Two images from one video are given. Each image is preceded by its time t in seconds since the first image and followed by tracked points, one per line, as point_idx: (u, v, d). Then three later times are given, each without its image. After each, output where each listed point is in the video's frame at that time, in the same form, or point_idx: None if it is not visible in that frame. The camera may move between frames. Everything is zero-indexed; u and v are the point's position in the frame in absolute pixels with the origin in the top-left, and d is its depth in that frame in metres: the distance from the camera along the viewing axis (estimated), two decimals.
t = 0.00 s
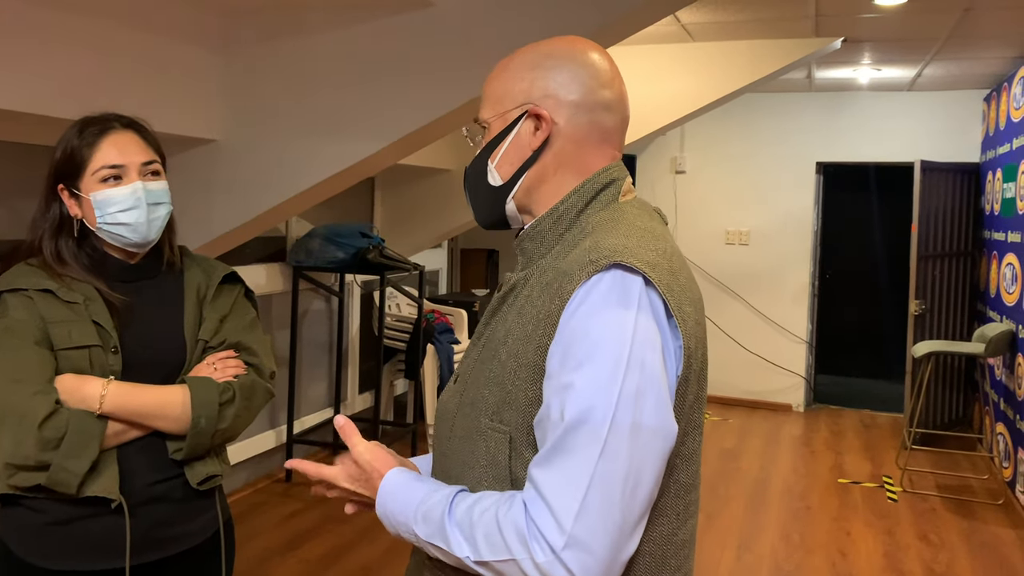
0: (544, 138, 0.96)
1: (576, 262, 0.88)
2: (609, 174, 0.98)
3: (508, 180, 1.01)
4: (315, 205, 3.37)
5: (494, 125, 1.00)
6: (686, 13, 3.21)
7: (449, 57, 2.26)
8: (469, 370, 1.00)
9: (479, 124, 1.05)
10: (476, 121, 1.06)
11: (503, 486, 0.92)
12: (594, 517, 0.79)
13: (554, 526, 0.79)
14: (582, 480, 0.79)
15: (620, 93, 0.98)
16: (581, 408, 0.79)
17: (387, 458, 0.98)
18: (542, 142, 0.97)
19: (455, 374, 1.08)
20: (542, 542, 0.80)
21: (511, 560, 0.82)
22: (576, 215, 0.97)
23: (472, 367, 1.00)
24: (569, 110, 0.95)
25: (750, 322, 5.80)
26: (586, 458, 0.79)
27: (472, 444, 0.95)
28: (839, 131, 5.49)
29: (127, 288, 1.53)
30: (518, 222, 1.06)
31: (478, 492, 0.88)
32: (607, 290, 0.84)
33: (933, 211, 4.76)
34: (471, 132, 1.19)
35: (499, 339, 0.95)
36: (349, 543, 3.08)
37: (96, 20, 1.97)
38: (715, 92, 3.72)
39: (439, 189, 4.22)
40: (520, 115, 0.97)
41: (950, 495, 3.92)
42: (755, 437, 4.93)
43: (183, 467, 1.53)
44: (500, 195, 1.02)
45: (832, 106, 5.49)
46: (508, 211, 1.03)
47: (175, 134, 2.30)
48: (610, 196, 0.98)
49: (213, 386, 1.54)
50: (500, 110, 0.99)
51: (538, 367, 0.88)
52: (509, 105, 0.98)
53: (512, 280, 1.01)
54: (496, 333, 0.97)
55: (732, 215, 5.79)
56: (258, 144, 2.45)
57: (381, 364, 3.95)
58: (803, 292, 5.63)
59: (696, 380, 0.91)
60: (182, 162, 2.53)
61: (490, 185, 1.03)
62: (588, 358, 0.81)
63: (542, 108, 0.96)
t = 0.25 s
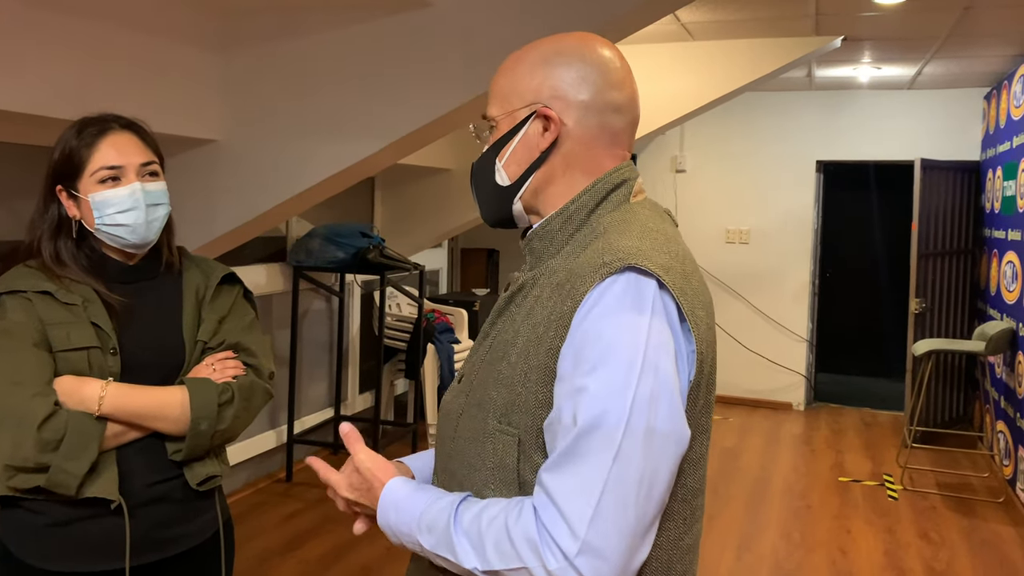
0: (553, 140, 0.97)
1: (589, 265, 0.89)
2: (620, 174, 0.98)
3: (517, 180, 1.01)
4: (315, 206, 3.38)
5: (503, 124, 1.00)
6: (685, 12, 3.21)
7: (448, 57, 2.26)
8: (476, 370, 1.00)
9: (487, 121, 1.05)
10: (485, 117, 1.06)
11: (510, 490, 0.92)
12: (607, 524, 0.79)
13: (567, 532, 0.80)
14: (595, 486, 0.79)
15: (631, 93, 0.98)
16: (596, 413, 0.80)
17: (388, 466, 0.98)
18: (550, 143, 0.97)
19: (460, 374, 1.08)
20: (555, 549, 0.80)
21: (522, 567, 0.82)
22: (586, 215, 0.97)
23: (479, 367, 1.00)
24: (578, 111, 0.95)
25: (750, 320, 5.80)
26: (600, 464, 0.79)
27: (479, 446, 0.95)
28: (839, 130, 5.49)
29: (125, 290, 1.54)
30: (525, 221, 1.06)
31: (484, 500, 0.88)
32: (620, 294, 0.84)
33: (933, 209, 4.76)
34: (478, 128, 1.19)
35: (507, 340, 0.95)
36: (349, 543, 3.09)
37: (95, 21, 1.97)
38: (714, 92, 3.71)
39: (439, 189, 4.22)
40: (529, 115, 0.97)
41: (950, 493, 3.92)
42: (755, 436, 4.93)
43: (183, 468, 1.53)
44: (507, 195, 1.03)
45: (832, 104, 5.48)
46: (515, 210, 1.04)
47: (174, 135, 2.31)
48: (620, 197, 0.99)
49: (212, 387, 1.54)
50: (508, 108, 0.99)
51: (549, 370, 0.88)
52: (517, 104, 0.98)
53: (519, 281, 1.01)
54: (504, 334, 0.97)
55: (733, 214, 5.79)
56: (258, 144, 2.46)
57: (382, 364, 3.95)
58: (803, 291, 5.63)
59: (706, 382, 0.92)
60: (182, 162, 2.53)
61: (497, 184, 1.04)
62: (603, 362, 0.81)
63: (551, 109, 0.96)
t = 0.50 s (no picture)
0: (561, 139, 0.97)
1: (598, 269, 0.88)
2: (626, 177, 0.98)
3: (522, 179, 1.01)
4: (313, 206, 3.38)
5: (509, 121, 1.00)
6: (682, 12, 3.21)
7: (445, 58, 2.26)
8: (480, 375, 1.00)
9: (492, 118, 1.05)
10: (490, 115, 1.06)
11: (517, 495, 0.92)
12: (621, 533, 0.79)
13: (581, 541, 0.80)
14: (610, 495, 0.79)
15: (639, 93, 0.98)
16: (610, 420, 0.80)
17: (392, 478, 0.98)
18: (558, 142, 0.97)
19: (462, 377, 1.07)
20: (568, 558, 0.80)
21: None
22: (592, 217, 0.97)
23: (483, 371, 0.99)
24: (586, 111, 0.95)
25: (748, 320, 5.80)
26: (615, 472, 0.79)
27: (484, 450, 0.95)
28: (837, 129, 5.49)
29: (121, 292, 1.53)
30: (530, 220, 1.06)
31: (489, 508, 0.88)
32: (633, 299, 0.84)
33: (930, 208, 4.76)
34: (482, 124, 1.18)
35: (513, 343, 0.95)
36: (347, 544, 3.09)
37: (93, 22, 1.97)
38: (711, 91, 3.71)
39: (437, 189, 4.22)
40: (538, 114, 0.97)
41: (948, 492, 3.92)
42: (753, 435, 4.93)
43: (180, 470, 1.53)
44: (513, 193, 1.02)
45: (830, 104, 5.49)
46: (520, 208, 1.03)
47: (172, 136, 2.30)
48: (627, 199, 0.99)
49: (209, 390, 1.55)
50: (515, 106, 0.99)
51: (559, 375, 0.87)
52: (525, 102, 0.98)
53: (524, 284, 1.00)
54: (508, 337, 0.97)
55: (731, 213, 5.79)
56: (256, 145, 2.46)
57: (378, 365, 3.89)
58: (801, 290, 5.64)
59: (713, 386, 0.93)
60: (179, 163, 2.53)
61: (502, 182, 1.04)
62: (617, 368, 0.81)
63: (559, 108, 0.96)
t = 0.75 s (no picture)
0: (563, 139, 0.97)
1: (601, 268, 0.88)
2: (628, 176, 0.98)
3: (524, 179, 1.01)
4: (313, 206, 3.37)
5: (510, 122, 1.00)
6: (681, 11, 3.21)
7: (444, 57, 2.26)
8: (481, 374, 1.00)
9: (493, 118, 1.04)
10: (490, 115, 1.05)
11: (518, 495, 0.92)
12: (626, 535, 0.79)
13: (587, 544, 0.79)
14: (615, 496, 0.79)
15: (641, 93, 0.98)
16: (615, 421, 0.80)
17: (393, 475, 0.98)
18: (560, 143, 0.97)
19: (462, 377, 1.07)
20: (574, 561, 0.80)
21: None
22: (594, 216, 0.97)
23: (484, 371, 0.99)
24: (588, 111, 0.95)
25: (748, 319, 5.81)
26: (620, 473, 0.79)
27: (486, 451, 0.95)
28: (836, 129, 5.49)
29: (120, 291, 1.53)
30: (531, 221, 1.06)
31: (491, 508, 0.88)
32: (637, 299, 0.84)
33: (930, 208, 4.76)
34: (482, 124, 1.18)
35: (513, 342, 0.95)
36: (347, 544, 3.09)
37: (92, 22, 1.96)
38: (710, 91, 3.71)
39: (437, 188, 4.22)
40: (540, 114, 0.97)
41: (947, 491, 3.92)
42: (753, 435, 4.93)
43: (180, 469, 1.53)
44: (515, 195, 1.03)
45: (829, 103, 5.49)
46: (522, 211, 1.04)
47: (171, 135, 2.30)
48: (629, 198, 0.99)
49: (209, 389, 1.54)
50: (516, 106, 0.99)
51: (561, 375, 0.87)
52: (526, 102, 0.98)
53: (525, 284, 1.00)
54: (509, 336, 0.97)
55: (730, 213, 5.79)
56: (255, 145, 2.45)
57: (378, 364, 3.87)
58: (800, 290, 5.64)
59: (716, 386, 0.93)
60: (178, 163, 2.52)
61: (504, 184, 1.04)
62: (620, 368, 0.81)
63: (561, 107, 0.96)
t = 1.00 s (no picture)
0: (560, 139, 0.97)
1: (600, 265, 0.88)
2: (626, 174, 0.98)
3: (521, 179, 1.01)
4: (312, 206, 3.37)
5: (507, 121, 1.00)
6: (680, 11, 3.21)
7: (443, 57, 2.26)
8: (479, 374, 0.99)
9: (488, 118, 1.04)
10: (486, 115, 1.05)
11: (517, 495, 0.92)
12: (627, 534, 0.79)
13: (587, 543, 0.79)
14: (615, 495, 0.79)
15: (638, 92, 0.97)
16: (614, 418, 0.80)
17: (392, 474, 0.98)
18: (557, 142, 0.97)
19: (461, 377, 1.07)
20: (574, 560, 0.80)
21: None
22: (592, 215, 0.97)
23: (482, 370, 0.99)
24: (586, 110, 0.95)
25: (747, 319, 5.81)
26: (620, 471, 0.79)
27: (484, 450, 0.94)
28: (835, 129, 5.49)
29: (118, 292, 1.53)
30: (528, 220, 1.06)
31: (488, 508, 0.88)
32: (635, 296, 0.84)
33: (929, 208, 4.76)
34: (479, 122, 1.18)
35: (512, 341, 0.94)
36: (346, 544, 3.09)
37: (90, 22, 1.96)
38: (710, 91, 3.71)
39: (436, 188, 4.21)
40: (536, 114, 0.96)
41: (946, 491, 3.92)
42: (752, 435, 4.93)
43: (178, 469, 1.53)
44: (511, 194, 1.03)
45: (828, 103, 5.49)
46: (519, 209, 1.04)
47: (169, 135, 2.30)
48: (627, 196, 0.99)
49: (206, 390, 1.54)
50: (513, 105, 0.99)
51: (559, 373, 0.87)
52: (523, 102, 0.98)
53: (523, 283, 1.00)
54: (508, 335, 0.96)
55: (729, 213, 5.80)
56: (253, 145, 2.45)
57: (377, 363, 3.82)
58: (799, 290, 5.64)
59: (716, 384, 0.93)
60: (176, 162, 2.52)
61: (502, 183, 1.04)
62: (619, 366, 0.81)
63: (558, 107, 0.95)
